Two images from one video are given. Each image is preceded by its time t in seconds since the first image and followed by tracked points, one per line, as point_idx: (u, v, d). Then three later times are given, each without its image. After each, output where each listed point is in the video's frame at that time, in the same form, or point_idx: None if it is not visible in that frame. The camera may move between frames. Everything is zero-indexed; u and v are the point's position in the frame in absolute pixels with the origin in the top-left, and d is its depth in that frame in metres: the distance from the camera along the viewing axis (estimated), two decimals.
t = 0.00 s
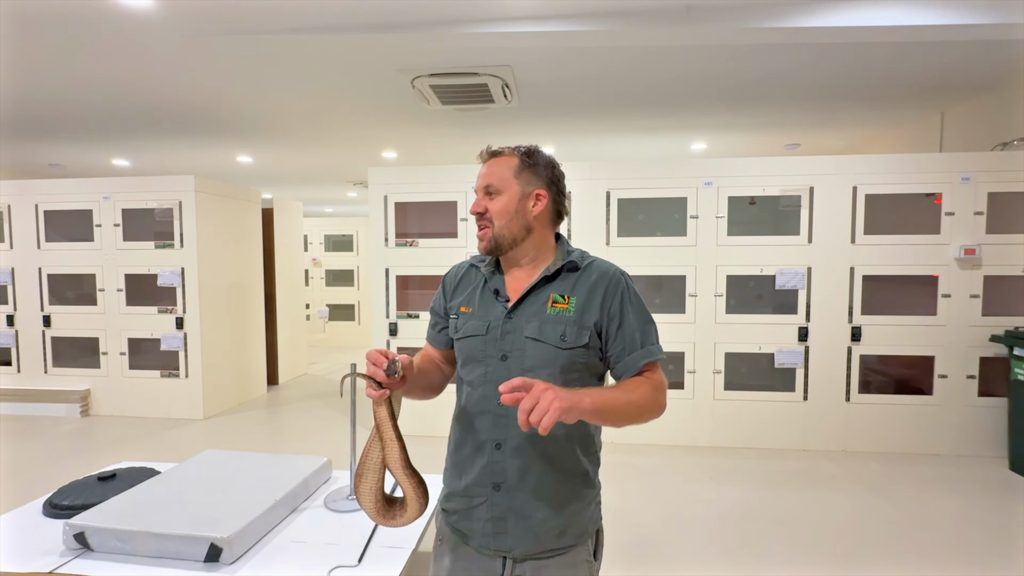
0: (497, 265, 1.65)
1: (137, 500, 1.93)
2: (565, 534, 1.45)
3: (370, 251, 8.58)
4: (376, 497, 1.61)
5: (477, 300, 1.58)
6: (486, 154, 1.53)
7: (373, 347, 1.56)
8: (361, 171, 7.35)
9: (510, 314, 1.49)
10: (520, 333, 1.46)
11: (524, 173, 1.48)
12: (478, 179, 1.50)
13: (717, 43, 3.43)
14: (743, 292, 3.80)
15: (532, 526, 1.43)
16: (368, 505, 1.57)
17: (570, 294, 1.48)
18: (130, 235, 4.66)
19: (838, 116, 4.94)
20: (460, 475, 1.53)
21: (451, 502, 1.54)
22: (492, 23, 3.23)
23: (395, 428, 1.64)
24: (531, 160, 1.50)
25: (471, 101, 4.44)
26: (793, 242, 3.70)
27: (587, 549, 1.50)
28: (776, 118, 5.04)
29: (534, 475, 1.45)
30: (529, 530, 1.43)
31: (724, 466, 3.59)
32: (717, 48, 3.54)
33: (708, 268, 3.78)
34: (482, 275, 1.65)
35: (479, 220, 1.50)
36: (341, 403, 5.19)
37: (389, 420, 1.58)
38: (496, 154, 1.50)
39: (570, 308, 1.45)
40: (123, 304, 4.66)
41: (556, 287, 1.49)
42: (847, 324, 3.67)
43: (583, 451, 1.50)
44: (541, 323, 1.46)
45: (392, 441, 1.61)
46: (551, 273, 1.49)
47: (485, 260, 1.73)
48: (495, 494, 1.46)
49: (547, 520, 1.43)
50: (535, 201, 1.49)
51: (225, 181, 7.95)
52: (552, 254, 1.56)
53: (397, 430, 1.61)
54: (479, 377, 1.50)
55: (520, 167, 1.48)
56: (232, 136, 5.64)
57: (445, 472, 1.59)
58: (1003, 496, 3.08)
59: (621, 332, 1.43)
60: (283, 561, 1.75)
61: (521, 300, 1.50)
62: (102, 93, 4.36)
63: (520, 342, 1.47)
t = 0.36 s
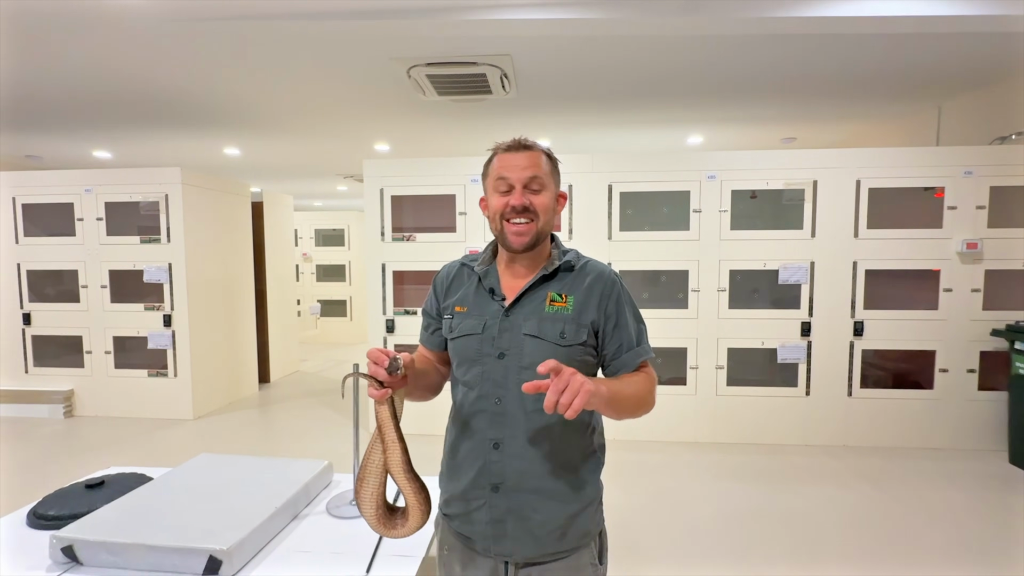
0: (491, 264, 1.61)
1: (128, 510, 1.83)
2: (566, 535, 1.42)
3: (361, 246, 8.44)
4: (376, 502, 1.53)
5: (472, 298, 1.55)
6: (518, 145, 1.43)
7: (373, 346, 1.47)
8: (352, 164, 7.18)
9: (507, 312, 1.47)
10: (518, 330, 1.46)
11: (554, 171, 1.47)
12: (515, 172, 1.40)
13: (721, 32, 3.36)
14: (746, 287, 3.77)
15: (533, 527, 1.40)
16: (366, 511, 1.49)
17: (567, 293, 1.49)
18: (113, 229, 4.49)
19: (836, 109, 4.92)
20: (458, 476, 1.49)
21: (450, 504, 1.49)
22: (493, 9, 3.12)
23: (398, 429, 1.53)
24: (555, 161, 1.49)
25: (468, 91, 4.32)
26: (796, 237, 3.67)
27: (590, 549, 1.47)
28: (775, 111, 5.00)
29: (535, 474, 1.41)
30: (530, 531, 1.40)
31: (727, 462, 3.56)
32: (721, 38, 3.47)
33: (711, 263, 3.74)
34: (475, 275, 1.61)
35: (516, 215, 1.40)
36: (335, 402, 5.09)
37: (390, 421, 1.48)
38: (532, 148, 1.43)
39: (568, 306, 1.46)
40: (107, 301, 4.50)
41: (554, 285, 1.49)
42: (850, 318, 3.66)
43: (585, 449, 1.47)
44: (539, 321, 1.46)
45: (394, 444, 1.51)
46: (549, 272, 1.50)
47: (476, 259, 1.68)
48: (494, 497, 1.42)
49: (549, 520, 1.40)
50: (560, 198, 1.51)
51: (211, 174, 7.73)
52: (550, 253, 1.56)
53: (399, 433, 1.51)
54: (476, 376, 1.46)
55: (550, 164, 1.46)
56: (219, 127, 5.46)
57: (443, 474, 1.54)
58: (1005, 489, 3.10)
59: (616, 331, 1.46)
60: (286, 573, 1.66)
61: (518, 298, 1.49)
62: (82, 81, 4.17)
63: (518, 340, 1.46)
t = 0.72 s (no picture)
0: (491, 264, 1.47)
1: (122, 528, 1.70)
2: (581, 536, 1.35)
3: (348, 244, 8.27)
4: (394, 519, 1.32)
5: (475, 301, 1.42)
6: (546, 154, 1.32)
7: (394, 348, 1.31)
8: (340, 159, 7.01)
9: (516, 315, 1.38)
10: (526, 333, 1.37)
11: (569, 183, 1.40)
12: (545, 183, 1.30)
13: (727, 29, 3.33)
14: (748, 285, 3.78)
15: (548, 529, 1.33)
16: (384, 528, 1.29)
17: (573, 293, 1.42)
18: (91, 226, 4.27)
19: (830, 109, 4.97)
20: (465, 484, 1.38)
21: (457, 512, 1.39)
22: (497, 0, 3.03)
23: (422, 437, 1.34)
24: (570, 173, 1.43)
25: (465, 85, 4.23)
26: (797, 235, 3.69)
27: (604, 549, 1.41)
28: (770, 110, 5.02)
29: (547, 476, 1.34)
30: (544, 534, 1.33)
31: (730, 461, 3.56)
32: (724, 35, 3.45)
33: (713, 262, 3.74)
34: (475, 278, 1.47)
35: (543, 227, 1.31)
36: (327, 404, 4.96)
37: (415, 428, 1.31)
38: (562, 160, 1.34)
39: (574, 307, 1.40)
40: (86, 302, 4.29)
41: (558, 286, 1.42)
42: (849, 317, 3.71)
43: (594, 447, 1.41)
44: (548, 323, 1.38)
45: (417, 453, 1.31)
46: (555, 274, 1.42)
47: (472, 261, 1.52)
48: (507, 501, 1.34)
49: (563, 521, 1.33)
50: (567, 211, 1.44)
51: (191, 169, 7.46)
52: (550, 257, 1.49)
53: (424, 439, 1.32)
54: (485, 383, 1.36)
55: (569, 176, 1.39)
56: (202, 120, 5.25)
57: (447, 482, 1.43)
58: (1002, 483, 3.16)
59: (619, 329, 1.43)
60: None
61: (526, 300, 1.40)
62: (56, 69, 3.94)
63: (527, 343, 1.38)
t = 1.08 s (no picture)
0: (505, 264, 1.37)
1: (130, 537, 1.64)
2: (603, 534, 1.31)
3: (345, 241, 8.19)
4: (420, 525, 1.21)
5: (490, 304, 1.33)
6: (517, 162, 1.20)
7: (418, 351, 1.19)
8: (337, 155, 6.92)
9: (534, 317, 1.30)
10: (544, 336, 1.30)
11: (561, 187, 1.25)
12: (514, 199, 1.19)
13: (735, 25, 3.30)
14: (753, 282, 3.78)
15: (569, 529, 1.27)
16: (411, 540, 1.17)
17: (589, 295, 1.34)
18: (84, 223, 4.16)
19: (831, 107, 4.97)
20: (483, 486, 1.31)
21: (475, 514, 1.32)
22: None
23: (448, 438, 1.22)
24: (562, 170, 1.25)
25: (468, 80, 4.17)
26: (803, 233, 3.70)
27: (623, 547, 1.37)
28: (771, 107, 5.02)
29: (568, 476, 1.27)
30: (566, 535, 1.27)
31: (737, 459, 3.56)
32: (732, 31, 3.42)
33: (720, 259, 3.74)
34: (489, 281, 1.37)
35: (517, 243, 1.23)
36: (328, 403, 4.90)
37: (442, 431, 1.19)
38: (534, 165, 1.19)
39: (590, 308, 1.32)
40: (79, 301, 4.18)
41: (574, 287, 1.34)
42: (854, 314, 3.72)
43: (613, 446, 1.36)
44: (567, 324, 1.30)
45: (443, 456, 1.19)
46: (569, 275, 1.33)
47: (485, 261, 1.43)
48: (529, 503, 1.27)
49: (584, 521, 1.28)
50: (567, 215, 1.29)
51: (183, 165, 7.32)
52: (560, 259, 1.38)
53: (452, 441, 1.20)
54: (503, 387, 1.29)
55: (558, 181, 1.23)
56: (197, 115, 5.14)
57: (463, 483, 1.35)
58: (1007, 479, 3.19)
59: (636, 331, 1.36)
60: None
61: (543, 302, 1.32)
62: (48, 61, 3.83)
63: (545, 345, 1.30)
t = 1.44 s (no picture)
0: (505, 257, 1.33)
1: (122, 540, 1.58)
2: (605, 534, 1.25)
3: (341, 236, 8.10)
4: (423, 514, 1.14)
5: (489, 297, 1.29)
6: (516, 157, 1.14)
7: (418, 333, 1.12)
8: (331, 149, 6.83)
9: (532, 312, 1.26)
10: (542, 331, 1.25)
11: (563, 183, 1.19)
12: (513, 196, 1.14)
13: (738, 16, 3.25)
14: (755, 277, 3.76)
15: (570, 531, 1.21)
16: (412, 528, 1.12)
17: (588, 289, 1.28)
18: (74, 218, 4.07)
19: (831, 101, 4.93)
20: (482, 483, 1.27)
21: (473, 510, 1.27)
22: None
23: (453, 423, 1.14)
24: (564, 164, 1.19)
25: (466, 72, 4.10)
26: (805, 227, 3.67)
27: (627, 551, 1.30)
28: (771, 101, 4.98)
29: (569, 475, 1.22)
30: (566, 537, 1.21)
31: (739, 454, 3.54)
32: (734, 22, 3.36)
33: (721, 254, 3.71)
34: (490, 274, 1.34)
35: (514, 241, 1.19)
36: (325, 400, 4.85)
37: (446, 415, 1.11)
38: (534, 161, 1.14)
39: (589, 302, 1.26)
40: (69, 298, 4.11)
41: (573, 281, 1.29)
42: (856, 309, 3.70)
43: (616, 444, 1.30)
44: (565, 319, 1.25)
45: (448, 441, 1.11)
46: (568, 270, 1.28)
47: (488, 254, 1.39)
48: (527, 501, 1.21)
49: (585, 523, 1.22)
50: (569, 212, 1.24)
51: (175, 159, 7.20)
52: (564, 254, 1.32)
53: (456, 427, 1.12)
54: (502, 382, 1.25)
55: (561, 177, 1.17)
56: (189, 108, 5.05)
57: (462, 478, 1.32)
58: (1008, 473, 3.19)
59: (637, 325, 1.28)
60: None
61: (542, 296, 1.27)
62: (33, 53, 3.73)
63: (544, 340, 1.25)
